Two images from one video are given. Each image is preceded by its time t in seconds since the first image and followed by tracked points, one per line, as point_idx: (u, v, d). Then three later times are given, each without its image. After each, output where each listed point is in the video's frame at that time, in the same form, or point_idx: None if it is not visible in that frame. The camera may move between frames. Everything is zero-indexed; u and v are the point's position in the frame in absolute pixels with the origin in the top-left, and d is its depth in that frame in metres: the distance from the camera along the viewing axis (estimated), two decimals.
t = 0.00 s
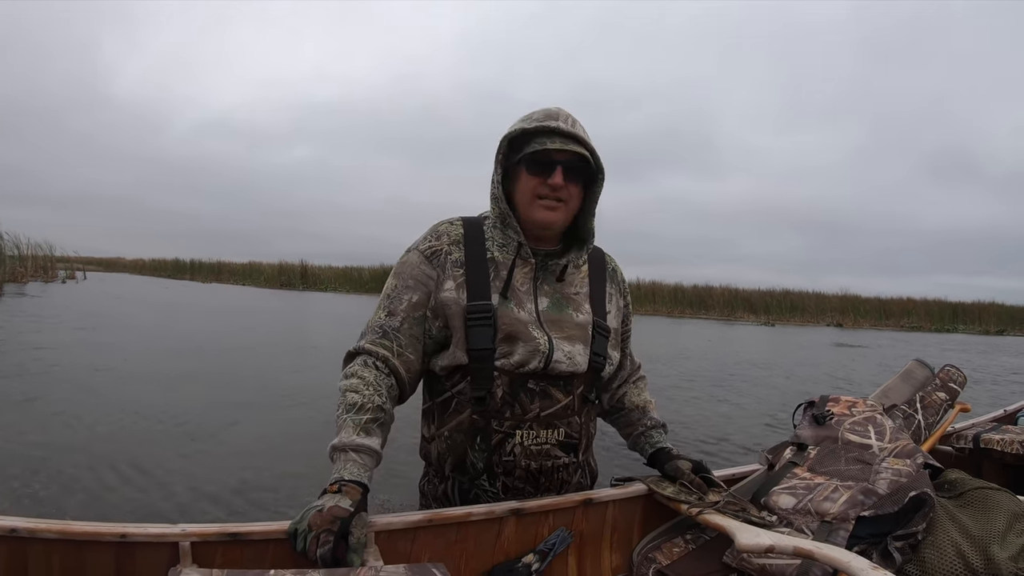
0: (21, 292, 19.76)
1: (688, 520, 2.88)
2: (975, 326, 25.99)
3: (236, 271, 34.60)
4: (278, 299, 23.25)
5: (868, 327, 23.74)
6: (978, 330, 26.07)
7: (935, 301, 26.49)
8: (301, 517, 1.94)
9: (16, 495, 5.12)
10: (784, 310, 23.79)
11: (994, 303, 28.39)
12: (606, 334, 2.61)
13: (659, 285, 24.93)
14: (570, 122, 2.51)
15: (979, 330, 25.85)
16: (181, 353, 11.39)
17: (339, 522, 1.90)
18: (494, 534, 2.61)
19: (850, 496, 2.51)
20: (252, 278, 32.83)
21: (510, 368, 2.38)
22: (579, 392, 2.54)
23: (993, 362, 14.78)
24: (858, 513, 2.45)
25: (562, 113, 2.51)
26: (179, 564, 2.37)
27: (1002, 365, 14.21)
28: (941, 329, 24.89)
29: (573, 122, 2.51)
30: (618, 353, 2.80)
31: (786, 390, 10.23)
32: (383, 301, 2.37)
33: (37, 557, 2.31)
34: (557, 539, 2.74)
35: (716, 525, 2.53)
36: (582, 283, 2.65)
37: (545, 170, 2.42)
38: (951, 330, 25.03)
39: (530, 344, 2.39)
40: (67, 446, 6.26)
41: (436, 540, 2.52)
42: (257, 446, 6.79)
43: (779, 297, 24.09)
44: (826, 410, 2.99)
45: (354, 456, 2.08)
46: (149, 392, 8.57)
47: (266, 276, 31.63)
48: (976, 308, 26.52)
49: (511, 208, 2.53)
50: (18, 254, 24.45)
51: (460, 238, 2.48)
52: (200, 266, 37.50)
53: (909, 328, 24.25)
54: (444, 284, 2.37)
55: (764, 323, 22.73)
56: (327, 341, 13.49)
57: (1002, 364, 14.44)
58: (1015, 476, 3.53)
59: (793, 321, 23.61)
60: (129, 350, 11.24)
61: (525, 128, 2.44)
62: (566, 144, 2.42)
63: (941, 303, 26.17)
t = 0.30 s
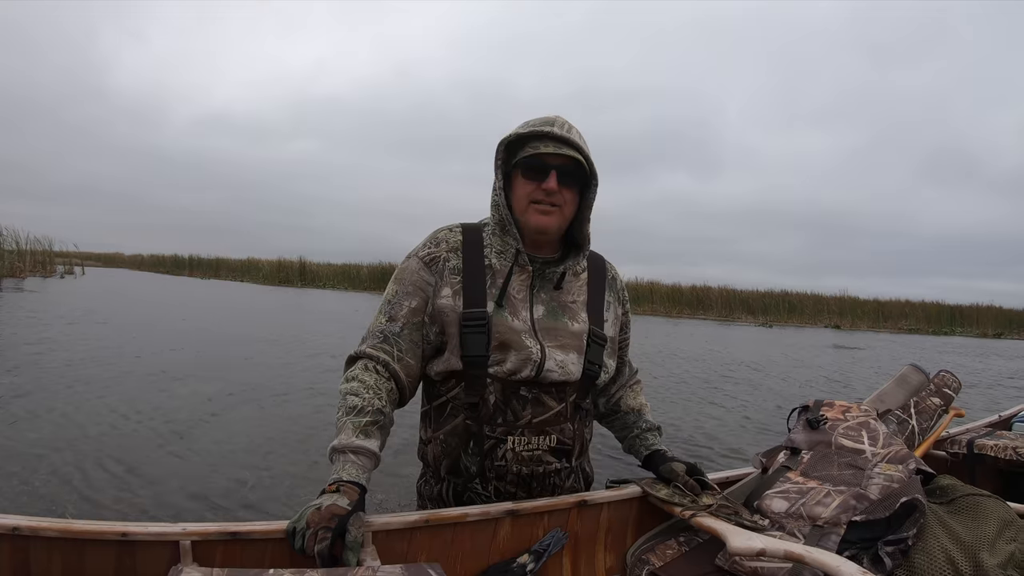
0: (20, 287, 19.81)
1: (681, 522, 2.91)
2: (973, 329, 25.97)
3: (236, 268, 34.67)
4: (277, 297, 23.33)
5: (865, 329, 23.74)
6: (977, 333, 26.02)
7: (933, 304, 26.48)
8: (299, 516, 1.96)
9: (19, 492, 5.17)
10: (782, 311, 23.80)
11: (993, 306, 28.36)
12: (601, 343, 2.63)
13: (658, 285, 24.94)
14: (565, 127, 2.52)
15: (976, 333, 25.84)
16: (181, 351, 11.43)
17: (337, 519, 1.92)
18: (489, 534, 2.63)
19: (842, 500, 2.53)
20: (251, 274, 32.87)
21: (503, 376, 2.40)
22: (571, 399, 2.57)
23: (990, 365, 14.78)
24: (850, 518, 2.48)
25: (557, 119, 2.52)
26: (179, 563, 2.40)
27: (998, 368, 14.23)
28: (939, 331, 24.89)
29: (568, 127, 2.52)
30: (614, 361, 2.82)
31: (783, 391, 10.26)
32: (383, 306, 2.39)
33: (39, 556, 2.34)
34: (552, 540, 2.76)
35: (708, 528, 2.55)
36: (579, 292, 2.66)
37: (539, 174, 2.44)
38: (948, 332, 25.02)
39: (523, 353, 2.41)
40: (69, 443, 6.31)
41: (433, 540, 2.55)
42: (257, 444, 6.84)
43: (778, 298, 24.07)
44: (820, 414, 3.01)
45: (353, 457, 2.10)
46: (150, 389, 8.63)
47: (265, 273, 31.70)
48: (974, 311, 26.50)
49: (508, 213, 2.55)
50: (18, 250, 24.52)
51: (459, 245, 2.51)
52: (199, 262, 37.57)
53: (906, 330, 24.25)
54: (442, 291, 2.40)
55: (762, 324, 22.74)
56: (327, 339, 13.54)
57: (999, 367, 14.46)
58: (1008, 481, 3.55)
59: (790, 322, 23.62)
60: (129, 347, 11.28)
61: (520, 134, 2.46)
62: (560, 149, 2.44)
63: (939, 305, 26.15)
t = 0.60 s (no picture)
0: (12, 281, 19.72)
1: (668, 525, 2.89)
2: (966, 334, 26.01)
3: (231, 264, 34.58)
4: (271, 293, 23.26)
5: (859, 332, 23.77)
6: (969, 338, 26.07)
7: (927, 308, 26.52)
8: (284, 513, 1.95)
9: (7, 488, 5.14)
10: (776, 314, 23.83)
11: (986, 311, 28.41)
12: (589, 348, 2.60)
13: (652, 287, 24.92)
14: (554, 133, 2.50)
15: (970, 338, 25.88)
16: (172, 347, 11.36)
17: (321, 515, 1.89)
18: (474, 534, 2.60)
19: (830, 506, 2.51)
20: (246, 270, 32.76)
21: (488, 381, 2.38)
22: (557, 403, 2.54)
23: (981, 370, 14.81)
24: (837, 524, 2.46)
25: (546, 123, 2.50)
26: (163, 560, 2.37)
27: (990, 373, 14.24)
28: (932, 336, 24.92)
29: (557, 132, 2.50)
30: (602, 365, 2.79)
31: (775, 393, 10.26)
32: (372, 308, 2.36)
33: (21, 554, 2.28)
34: (537, 540, 2.72)
35: (695, 532, 2.52)
36: (566, 297, 2.63)
37: (528, 180, 2.42)
38: (942, 337, 25.06)
39: (508, 359, 2.39)
40: (58, 439, 6.27)
41: (417, 540, 2.51)
42: (248, 442, 6.80)
43: (772, 300, 24.06)
44: (809, 418, 2.98)
45: (339, 456, 2.06)
46: (141, 385, 8.59)
47: (260, 270, 31.60)
48: (968, 316, 26.52)
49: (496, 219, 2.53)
50: (11, 243, 24.41)
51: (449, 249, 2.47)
52: (194, 258, 37.45)
53: (900, 334, 24.29)
54: (430, 296, 2.37)
55: (756, 326, 22.76)
56: (320, 336, 13.50)
57: (992, 372, 14.48)
58: (997, 488, 3.53)
59: (784, 325, 23.63)
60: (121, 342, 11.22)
61: (509, 140, 2.44)
62: (549, 155, 2.42)
63: (933, 310, 26.18)
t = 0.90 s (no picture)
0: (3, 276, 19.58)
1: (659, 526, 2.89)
2: (958, 334, 26.12)
3: (224, 259, 34.44)
4: (265, 289, 23.18)
5: (852, 331, 23.84)
6: (961, 338, 26.15)
7: (919, 307, 26.62)
8: (272, 515, 1.91)
9: None
10: (769, 312, 23.90)
11: (978, 311, 28.54)
12: (578, 344, 2.59)
13: (647, 284, 24.93)
14: (542, 134, 2.48)
15: (962, 338, 25.98)
16: (164, 343, 11.27)
17: (310, 517, 1.86)
18: (464, 536, 2.58)
19: (820, 508, 2.49)
20: (239, 266, 32.58)
21: (484, 379, 2.36)
22: (550, 400, 2.53)
23: (973, 370, 14.86)
24: (828, 526, 2.44)
25: (534, 125, 2.48)
26: (152, 562, 2.31)
27: (982, 373, 14.31)
28: (924, 336, 25.02)
29: (545, 134, 2.48)
30: (589, 362, 2.78)
31: (767, 391, 10.29)
32: (355, 311, 2.33)
33: (10, 556, 2.25)
34: (528, 542, 2.70)
35: (684, 534, 2.50)
36: (553, 294, 2.62)
37: (515, 181, 2.40)
38: (934, 336, 25.17)
39: (505, 356, 2.37)
40: (50, 437, 6.23)
41: (406, 541, 2.49)
42: (241, 439, 6.77)
43: (766, 299, 24.07)
44: (801, 420, 2.98)
45: (326, 458, 2.03)
46: (134, 382, 8.55)
47: (253, 265, 31.48)
48: (960, 315, 26.64)
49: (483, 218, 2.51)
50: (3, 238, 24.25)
51: (434, 249, 2.45)
52: (187, 253, 37.28)
53: (892, 334, 24.38)
54: (418, 297, 2.34)
55: (749, 324, 22.81)
56: (314, 333, 13.46)
57: (983, 372, 14.55)
58: (988, 490, 3.54)
59: (778, 323, 23.69)
60: (114, 338, 11.17)
61: (496, 140, 2.41)
62: (536, 157, 2.40)
63: (926, 309, 26.26)
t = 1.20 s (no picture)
0: None
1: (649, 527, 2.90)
2: (952, 335, 26.21)
3: (221, 256, 34.44)
4: (260, 286, 23.19)
5: (846, 332, 23.90)
6: (955, 340, 26.23)
7: (914, 309, 26.70)
8: (265, 514, 1.91)
9: None
10: (764, 312, 23.96)
11: (972, 312, 28.64)
12: (561, 339, 2.61)
13: (642, 283, 24.99)
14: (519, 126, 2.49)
15: (956, 339, 26.05)
16: (159, 340, 11.28)
17: (302, 517, 1.86)
18: (455, 536, 2.59)
19: (809, 510, 2.51)
20: (234, 263, 32.56)
21: (470, 374, 2.37)
22: (535, 395, 2.55)
23: (966, 372, 14.92)
24: (817, 528, 2.46)
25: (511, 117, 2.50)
26: (146, 561, 2.31)
27: (974, 375, 14.38)
28: (918, 337, 25.11)
29: (522, 126, 2.49)
30: (574, 358, 2.80)
31: (761, 392, 10.34)
32: (338, 310, 2.33)
33: (8, 555, 2.26)
34: (519, 542, 2.71)
35: (674, 535, 2.51)
36: (535, 290, 2.65)
37: (492, 172, 2.40)
38: (928, 338, 25.25)
39: (489, 351, 2.38)
40: (45, 434, 6.23)
41: (397, 542, 2.50)
42: (237, 437, 6.78)
43: (760, 299, 24.13)
44: (791, 422, 2.99)
45: (316, 458, 2.04)
46: (130, 379, 8.55)
47: (249, 262, 31.47)
48: (954, 317, 26.73)
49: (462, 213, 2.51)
50: None
51: (416, 247, 2.45)
52: (183, 249, 37.25)
53: (886, 335, 24.46)
54: (400, 294, 2.34)
55: (744, 325, 22.88)
56: (310, 330, 13.48)
57: (976, 374, 14.61)
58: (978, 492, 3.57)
59: (772, 323, 23.75)
60: (110, 335, 11.17)
61: (473, 133, 2.43)
62: (512, 148, 2.41)
63: (920, 310, 26.33)
